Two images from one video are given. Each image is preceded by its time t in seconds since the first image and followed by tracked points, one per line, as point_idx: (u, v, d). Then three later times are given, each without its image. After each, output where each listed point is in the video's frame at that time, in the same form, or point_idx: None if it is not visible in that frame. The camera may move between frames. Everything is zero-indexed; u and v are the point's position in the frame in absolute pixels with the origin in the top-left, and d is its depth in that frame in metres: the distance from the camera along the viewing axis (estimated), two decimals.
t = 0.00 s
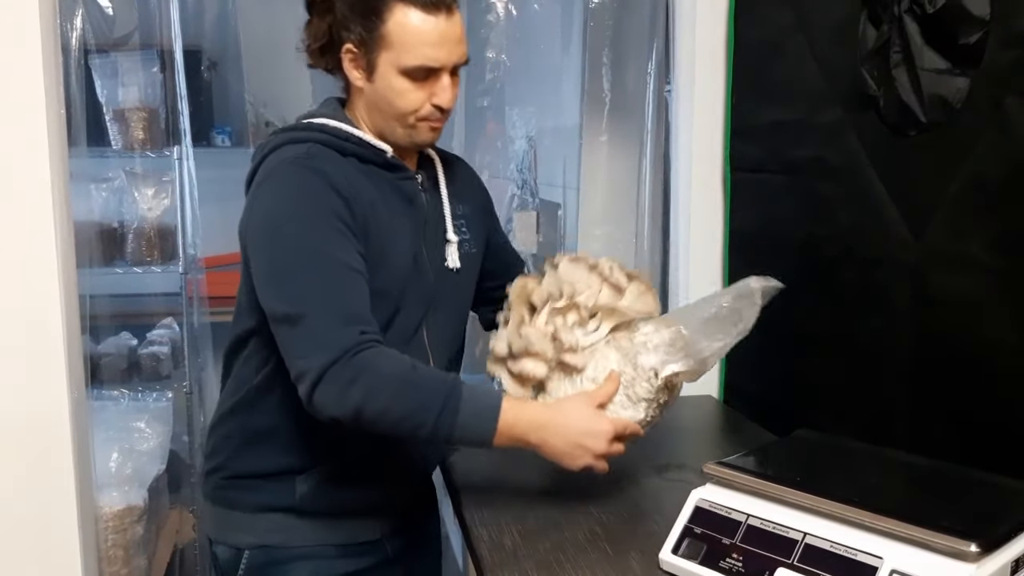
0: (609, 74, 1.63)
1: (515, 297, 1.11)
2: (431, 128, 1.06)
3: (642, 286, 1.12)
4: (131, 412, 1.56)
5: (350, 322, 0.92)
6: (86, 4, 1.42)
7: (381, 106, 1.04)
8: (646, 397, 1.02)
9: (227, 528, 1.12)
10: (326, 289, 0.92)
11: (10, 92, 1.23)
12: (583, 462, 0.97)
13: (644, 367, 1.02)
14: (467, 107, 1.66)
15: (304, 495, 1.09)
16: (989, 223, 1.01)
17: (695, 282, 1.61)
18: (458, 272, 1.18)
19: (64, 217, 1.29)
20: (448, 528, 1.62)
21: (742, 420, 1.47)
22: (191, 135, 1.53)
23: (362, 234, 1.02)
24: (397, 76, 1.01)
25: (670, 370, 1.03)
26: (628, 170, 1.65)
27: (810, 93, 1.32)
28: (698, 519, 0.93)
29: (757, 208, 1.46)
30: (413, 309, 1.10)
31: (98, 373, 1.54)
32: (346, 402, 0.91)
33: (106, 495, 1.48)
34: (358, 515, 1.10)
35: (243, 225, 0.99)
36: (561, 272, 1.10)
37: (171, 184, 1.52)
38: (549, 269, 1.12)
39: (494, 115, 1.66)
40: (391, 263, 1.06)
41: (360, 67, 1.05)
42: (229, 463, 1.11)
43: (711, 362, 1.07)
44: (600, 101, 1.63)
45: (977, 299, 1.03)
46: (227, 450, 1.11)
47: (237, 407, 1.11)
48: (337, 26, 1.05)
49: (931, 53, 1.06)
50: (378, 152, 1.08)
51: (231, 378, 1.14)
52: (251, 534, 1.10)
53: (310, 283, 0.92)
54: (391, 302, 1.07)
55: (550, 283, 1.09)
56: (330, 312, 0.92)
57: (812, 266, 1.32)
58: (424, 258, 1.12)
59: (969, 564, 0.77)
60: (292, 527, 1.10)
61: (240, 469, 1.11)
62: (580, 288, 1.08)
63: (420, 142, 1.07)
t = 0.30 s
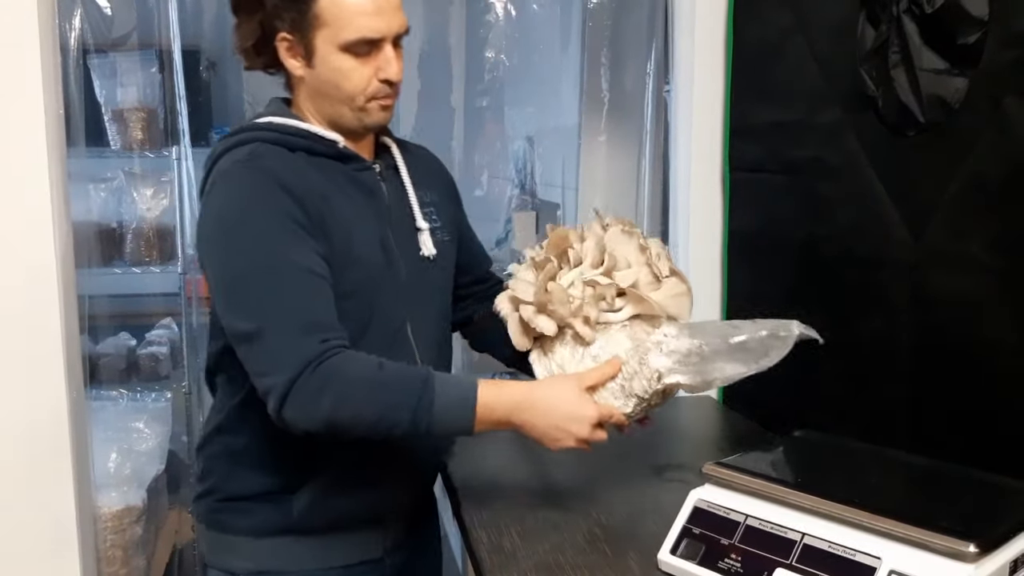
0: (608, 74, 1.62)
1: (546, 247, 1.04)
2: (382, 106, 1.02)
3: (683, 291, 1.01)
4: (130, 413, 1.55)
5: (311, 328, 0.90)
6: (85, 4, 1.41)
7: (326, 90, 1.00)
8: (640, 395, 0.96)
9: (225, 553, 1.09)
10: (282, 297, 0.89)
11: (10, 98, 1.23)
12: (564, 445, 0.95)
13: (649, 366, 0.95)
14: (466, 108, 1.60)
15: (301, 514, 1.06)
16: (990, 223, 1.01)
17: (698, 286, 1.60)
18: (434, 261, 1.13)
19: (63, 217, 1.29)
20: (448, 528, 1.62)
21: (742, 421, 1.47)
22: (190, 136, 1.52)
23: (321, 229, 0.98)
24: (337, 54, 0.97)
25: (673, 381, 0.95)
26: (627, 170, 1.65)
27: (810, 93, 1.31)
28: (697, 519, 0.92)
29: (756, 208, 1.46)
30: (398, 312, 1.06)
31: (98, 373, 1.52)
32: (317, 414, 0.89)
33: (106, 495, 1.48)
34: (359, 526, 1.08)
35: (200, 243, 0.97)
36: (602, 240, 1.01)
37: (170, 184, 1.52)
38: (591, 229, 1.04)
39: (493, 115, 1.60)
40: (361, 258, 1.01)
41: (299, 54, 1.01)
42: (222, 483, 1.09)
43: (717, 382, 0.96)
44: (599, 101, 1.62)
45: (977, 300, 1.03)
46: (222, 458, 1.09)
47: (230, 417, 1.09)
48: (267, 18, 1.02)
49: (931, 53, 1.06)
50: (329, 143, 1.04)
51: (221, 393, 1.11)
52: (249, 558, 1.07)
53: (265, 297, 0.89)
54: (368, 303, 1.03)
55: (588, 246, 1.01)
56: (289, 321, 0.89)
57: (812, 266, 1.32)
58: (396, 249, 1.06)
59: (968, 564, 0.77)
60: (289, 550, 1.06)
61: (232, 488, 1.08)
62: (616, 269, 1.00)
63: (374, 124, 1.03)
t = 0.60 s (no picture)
0: (606, 74, 1.61)
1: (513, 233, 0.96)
2: (322, 93, 0.94)
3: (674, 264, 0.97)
4: (128, 414, 1.50)
5: (248, 360, 0.84)
6: (81, 3, 1.38)
7: (257, 79, 0.92)
8: (643, 376, 0.92)
9: None
10: (213, 330, 0.84)
11: (9, 96, 1.23)
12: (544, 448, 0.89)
13: (653, 345, 0.92)
14: (465, 108, 1.55)
15: (279, 552, 0.99)
16: (990, 223, 1.00)
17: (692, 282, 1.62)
18: (394, 259, 1.05)
19: (59, 217, 1.28)
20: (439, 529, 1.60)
21: (742, 424, 1.47)
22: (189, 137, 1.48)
23: (259, 235, 0.91)
24: (267, 37, 0.89)
25: (676, 354, 0.94)
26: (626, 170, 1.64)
27: (810, 93, 1.31)
28: (696, 523, 0.92)
29: (757, 208, 1.46)
30: (365, 323, 0.98)
31: (95, 374, 1.47)
32: (263, 458, 0.83)
33: (102, 497, 1.47)
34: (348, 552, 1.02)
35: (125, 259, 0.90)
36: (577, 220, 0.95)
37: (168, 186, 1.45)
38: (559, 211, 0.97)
39: (492, 116, 1.55)
40: (309, 264, 0.94)
41: (223, 43, 0.93)
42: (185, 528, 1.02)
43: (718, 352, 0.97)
44: (598, 101, 1.61)
45: (978, 301, 1.02)
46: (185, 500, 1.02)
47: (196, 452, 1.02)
48: (186, 8, 0.95)
49: (931, 54, 1.06)
50: (265, 139, 0.96)
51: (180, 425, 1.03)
52: None
53: (195, 326, 0.83)
54: (319, 321, 0.95)
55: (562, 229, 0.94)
56: (223, 353, 0.84)
57: (812, 267, 1.31)
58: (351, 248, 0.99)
59: (967, 567, 0.77)
60: None
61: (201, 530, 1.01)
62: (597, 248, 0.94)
63: (315, 115, 0.95)
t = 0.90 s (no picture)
0: (606, 75, 1.60)
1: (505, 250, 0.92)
2: (289, 89, 0.93)
3: (675, 256, 0.92)
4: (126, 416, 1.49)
5: (226, 388, 0.82)
6: (78, 3, 1.35)
7: (222, 76, 0.91)
8: (654, 388, 0.91)
9: None
10: (187, 350, 0.81)
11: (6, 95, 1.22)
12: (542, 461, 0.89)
13: (663, 358, 0.91)
14: (464, 109, 1.54)
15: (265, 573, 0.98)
16: (991, 223, 1.00)
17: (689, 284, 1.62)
18: (372, 260, 1.04)
19: (57, 219, 1.28)
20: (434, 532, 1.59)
21: (742, 426, 1.46)
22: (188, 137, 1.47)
23: (226, 242, 0.90)
24: (232, 31, 0.88)
25: (688, 363, 0.92)
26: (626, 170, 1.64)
27: (810, 93, 1.31)
28: (694, 525, 0.91)
29: (756, 209, 1.45)
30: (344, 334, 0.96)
31: (92, 376, 1.45)
32: (244, 490, 0.83)
33: (100, 499, 1.48)
34: (341, 567, 1.01)
35: (82, 269, 0.87)
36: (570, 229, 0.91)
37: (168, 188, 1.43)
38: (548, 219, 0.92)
39: (490, 116, 1.55)
40: (281, 271, 0.93)
41: (183, 39, 0.92)
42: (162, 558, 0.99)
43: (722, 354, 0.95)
44: (597, 101, 1.61)
45: (978, 302, 1.02)
46: (162, 527, 0.99)
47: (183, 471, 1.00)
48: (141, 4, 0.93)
49: (931, 54, 1.05)
50: (230, 139, 0.96)
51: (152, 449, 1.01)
52: None
53: (166, 350, 0.81)
54: (294, 334, 0.93)
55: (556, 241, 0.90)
56: (200, 381, 0.81)
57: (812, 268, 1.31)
58: (328, 253, 0.98)
59: (967, 570, 0.76)
60: None
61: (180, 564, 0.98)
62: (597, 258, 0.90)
63: (282, 112, 0.94)
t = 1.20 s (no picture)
0: (606, 74, 1.59)
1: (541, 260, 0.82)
2: (304, 88, 0.92)
3: (705, 266, 0.86)
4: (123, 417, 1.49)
5: (251, 396, 0.82)
6: (75, 3, 1.35)
7: (235, 77, 0.90)
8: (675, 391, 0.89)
9: None
10: (207, 359, 0.81)
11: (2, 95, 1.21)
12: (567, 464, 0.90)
13: (690, 367, 0.88)
14: (462, 109, 1.54)
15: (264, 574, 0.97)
16: (990, 223, 0.99)
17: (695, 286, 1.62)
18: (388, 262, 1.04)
19: (54, 222, 1.27)
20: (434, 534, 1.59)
21: (741, 427, 1.46)
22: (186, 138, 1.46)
23: (244, 245, 0.89)
24: (243, 32, 0.88)
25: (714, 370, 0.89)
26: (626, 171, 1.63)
27: (810, 93, 1.30)
28: (694, 527, 0.91)
29: (756, 209, 1.45)
30: (362, 335, 0.96)
31: (89, 377, 1.45)
32: (268, 498, 0.83)
33: (98, 500, 1.47)
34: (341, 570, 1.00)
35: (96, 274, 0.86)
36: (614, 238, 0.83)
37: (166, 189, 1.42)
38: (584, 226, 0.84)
39: (489, 116, 1.54)
40: (298, 270, 0.92)
41: (194, 39, 0.91)
42: (174, 562, 0.99)
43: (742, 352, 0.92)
44: (597, 101, 1.59)
45: (978, 303, 1.01)
46: (173, 530, 1.00)
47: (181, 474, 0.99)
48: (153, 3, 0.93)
49: (931, 54, 1.04)
50: (245, 140, 0.95)
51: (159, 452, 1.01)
52: None
53: (188, 359, 0.81)
54: (310, 338, 0.93)
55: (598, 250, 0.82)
56: (223, 389, 0.81)
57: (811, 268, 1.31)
58: (343, 255, 0.97)
59: (969, 573, 0.76)
60: None
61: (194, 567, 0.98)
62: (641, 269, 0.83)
63: (298, 111, 0.93)
